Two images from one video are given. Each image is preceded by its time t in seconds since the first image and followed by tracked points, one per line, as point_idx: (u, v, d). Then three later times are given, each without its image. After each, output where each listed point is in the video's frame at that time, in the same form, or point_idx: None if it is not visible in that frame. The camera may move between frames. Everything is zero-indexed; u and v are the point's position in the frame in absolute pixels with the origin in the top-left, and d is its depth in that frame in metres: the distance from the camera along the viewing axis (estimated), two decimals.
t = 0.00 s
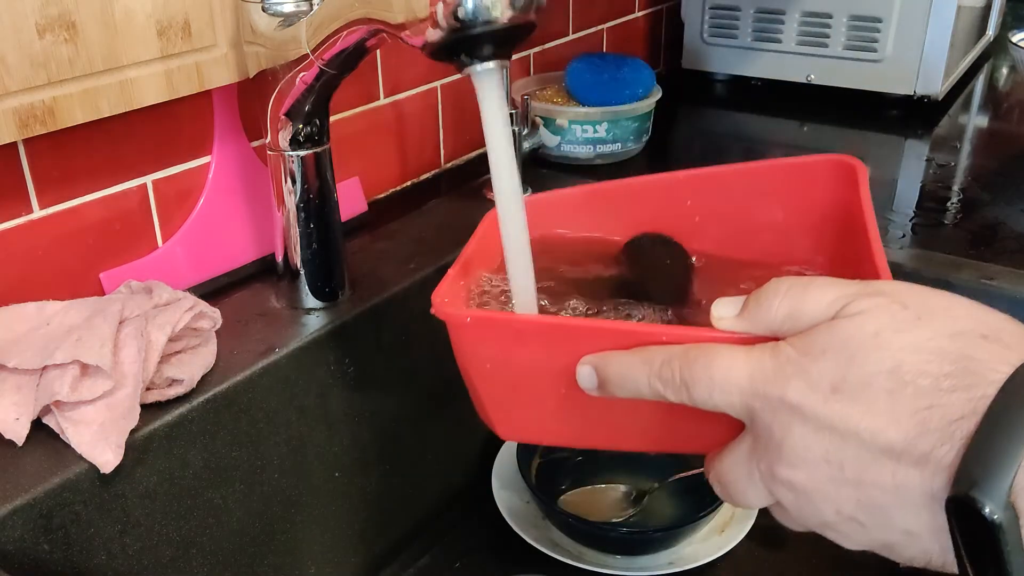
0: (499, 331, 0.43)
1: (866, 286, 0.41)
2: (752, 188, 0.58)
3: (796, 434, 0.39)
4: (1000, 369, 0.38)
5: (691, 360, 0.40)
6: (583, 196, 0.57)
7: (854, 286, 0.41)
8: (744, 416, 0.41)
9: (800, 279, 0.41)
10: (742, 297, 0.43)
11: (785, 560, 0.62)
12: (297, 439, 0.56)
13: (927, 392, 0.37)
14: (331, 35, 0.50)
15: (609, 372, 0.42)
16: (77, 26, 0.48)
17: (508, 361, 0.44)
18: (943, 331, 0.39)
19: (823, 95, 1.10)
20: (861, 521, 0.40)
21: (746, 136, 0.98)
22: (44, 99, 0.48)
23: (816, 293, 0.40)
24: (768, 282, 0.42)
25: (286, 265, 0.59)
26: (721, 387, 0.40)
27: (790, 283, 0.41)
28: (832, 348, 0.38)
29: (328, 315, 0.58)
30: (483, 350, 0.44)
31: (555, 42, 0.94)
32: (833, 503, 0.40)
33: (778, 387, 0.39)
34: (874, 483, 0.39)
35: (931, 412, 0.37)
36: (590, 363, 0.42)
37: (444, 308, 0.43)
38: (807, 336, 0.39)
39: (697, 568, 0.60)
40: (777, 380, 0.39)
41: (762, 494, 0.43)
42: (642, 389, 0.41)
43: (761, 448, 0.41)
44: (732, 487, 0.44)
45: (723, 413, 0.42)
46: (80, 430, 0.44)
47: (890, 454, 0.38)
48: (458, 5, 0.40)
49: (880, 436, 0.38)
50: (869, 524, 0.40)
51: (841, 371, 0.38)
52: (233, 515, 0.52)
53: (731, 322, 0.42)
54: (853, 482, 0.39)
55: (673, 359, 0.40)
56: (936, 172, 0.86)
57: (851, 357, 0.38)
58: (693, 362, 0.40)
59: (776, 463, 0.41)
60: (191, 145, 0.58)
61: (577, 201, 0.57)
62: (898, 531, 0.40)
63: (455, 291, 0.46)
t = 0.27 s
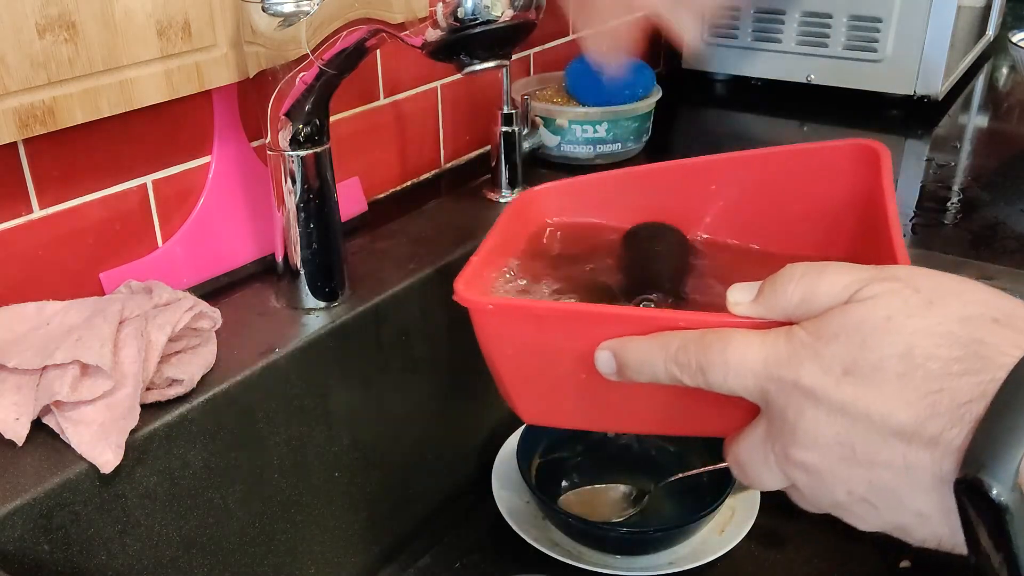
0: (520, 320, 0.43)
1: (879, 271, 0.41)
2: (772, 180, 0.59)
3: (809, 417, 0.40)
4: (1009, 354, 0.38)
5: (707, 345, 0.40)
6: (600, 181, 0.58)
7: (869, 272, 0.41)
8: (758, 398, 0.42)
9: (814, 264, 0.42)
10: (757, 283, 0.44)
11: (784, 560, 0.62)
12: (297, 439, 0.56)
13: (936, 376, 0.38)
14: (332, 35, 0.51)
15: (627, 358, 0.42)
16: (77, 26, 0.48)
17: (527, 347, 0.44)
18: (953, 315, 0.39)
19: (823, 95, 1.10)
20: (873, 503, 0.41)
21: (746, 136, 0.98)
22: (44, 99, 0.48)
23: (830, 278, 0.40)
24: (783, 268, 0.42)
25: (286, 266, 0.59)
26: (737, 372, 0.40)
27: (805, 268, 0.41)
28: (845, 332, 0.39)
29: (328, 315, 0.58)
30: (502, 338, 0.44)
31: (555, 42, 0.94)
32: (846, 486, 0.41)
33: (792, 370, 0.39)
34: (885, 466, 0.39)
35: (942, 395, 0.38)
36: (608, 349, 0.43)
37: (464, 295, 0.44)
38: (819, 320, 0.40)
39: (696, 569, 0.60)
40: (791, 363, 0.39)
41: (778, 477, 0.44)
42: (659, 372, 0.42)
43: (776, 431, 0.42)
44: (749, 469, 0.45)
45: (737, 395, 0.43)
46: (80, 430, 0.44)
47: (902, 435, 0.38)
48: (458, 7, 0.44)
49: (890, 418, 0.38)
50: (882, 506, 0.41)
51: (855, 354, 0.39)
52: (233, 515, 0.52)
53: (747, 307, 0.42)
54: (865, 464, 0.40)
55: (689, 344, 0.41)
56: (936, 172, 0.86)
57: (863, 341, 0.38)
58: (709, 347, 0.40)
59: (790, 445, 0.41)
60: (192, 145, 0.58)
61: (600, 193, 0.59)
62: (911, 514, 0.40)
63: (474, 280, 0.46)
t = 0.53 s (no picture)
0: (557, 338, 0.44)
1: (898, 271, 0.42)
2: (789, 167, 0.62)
3: (841, 414, 0.42)
4: None
5: (737, 351, 0.41)
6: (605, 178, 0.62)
7: (881, 271, 0.42)
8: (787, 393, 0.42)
9: (834, 265, 0.43)
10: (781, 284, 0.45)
11: (784, 560, 0.62)
12: (297, 439, 0.56)
13: (959, 372, 0.39)
14: (332, 35, 0.51)
15: (662, 366, 0.43)
16: (77, 26, 0.48)
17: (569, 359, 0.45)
18: (971, 310, 0.40)
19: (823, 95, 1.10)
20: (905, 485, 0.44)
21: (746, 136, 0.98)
22: (45, 99, 0.48)
23: (850, 278, 0.42)
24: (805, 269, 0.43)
25: (286, 265, 0.59)
26: (768, 374, 0.41)
27: (825, 272, 0.42)
28: (868, 332, 0.40)
29: (328, 315, 0.58)
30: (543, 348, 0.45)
31: (555, 42, 0.94)
32: (879, 471, 0.43)
33: (822, 371, 0.41)
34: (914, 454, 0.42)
35: (966, 391, 0.39)
36: (645, 359, 0.43)
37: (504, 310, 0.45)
38: (842, 321, 0.41)
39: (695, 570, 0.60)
40: (820, 365, 0.41)
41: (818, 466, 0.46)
42: (695, 379, 0.42)
43: (811, 426, 0.44)
44: (790, 458, 0.46)
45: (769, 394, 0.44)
46: (80, 430, 0.44)
47: (930, 428, 0.40)
48: (458, 7, 0.44)
49: (919, 415, 0.40)
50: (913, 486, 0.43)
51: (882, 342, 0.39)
52: (232, 515, 0.52)
53: (773, 312, 0.43)
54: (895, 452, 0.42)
55: (720, 351, 0.42)
56: (936, 172, 0.86)
57: (887, 340, 0.40)
58: (739, 353, 0.41)
59: (825, 440, 0.43)
60: (192, 145, 0.58)
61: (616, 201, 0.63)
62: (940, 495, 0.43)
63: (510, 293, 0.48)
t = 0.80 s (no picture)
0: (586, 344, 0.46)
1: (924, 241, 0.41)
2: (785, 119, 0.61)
3: (883, 386, 0.43)
4: None
5: (776, 334, 0.41)
6: (608, 137, 0.62)
7: (911, 244, 0.41)
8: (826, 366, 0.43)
9: (862, 237, 0.42)
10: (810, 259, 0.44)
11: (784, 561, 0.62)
12: (297, 439, 0.56)
13: (992, 342, 0.41)
14: (331, 34, 0.51)
15: (705, 351, 0.43)
16: (77, 26, 0.48)
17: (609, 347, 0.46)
18: (996, 283, 0.40)
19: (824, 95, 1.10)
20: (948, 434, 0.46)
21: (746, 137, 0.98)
22: (44, 99, 0.48)
23: (879, 252, 0.41)
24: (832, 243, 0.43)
25: (286, 265, 0.59)
26: (808, 351, 0.42)
27: (853, 247, 0.41)
28: (900, 311, 0.40)
29: (328, 315, 0.58)
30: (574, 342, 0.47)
31: (556, 42, 0.94)
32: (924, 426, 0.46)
33: (860, 348, 0.42)
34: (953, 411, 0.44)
35: (1002, 358, 0.41)
36: (688, 345, 0.44)
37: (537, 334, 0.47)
38: (872, 297, 0.40)
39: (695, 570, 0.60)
40: (857, 342, 0.41)
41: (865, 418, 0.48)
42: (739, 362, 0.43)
43: (857, 394, 0.45)
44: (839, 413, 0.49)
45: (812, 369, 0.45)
46: (80, 430, 0.44)
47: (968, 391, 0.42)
48: (458, 7, 0.44)
49: (955, 382, 0.42)
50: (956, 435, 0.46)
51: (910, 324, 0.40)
52: (232, 515, 0.52)
53: (807, 290, 0.43)
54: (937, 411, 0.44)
55: (760, 333, 0.42)
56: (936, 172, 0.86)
57: (917, 316, 0.40)
58: (779, 336, 0.41)
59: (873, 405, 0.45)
60: (192, 145, 0.58)
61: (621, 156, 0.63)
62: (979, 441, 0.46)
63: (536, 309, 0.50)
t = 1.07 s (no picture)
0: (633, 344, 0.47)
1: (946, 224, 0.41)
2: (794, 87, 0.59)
3: (918, 363, 0.44)
4: None
5: (812, 327, 0.41)
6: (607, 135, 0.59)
7: (935, 227, 0.41)
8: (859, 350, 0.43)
9: (885, 223, 0.42)
10: (838, 246, 0.44)
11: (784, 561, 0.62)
12: (297, 439, 0.56)
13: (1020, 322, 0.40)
14: (332, 35, 0.51)
15: (745, 349, 0.43)
16: (77, 26, 0.48)
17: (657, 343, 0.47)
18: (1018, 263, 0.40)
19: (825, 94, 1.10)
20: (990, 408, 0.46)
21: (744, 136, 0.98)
22: (44, 99, 0.48)
23: (903, 238, 0.41)
24: (857, 230, 0.43)
25: (285, 266, 0.59)
26: (844, 339, 0.42)
27: (877, 235, 0.41)
28: (926, 293, 0.40)
29: (328, 315, 0.58)
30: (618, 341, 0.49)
31: (555, 42, 0.94)
32: (965, 400, 0.46)
33: (892, 331, 0.42)
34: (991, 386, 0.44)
35: None
36: (727, 343, 0.44)
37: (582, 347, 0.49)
38: (900, 282, 0.41)
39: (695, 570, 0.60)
40: (888, 325, 0.42)
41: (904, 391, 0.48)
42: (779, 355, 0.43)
43: (894, 370, 0.46)
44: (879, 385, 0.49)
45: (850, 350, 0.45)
46: (80, 430, 0.44)
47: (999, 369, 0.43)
48: (458, 7, 0.45)
49: (986, 360, 0.42)
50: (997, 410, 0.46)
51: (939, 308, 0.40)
52: (232, 515, 0.52)
53: (837, 280, 0.43)
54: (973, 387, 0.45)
55: (794, 328, 0.42)
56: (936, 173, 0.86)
57: (942, 299, 0.40)
58: (814, 329, 0.41)
59: (910, 380, 0.46)
60: (192, 145, 0.58)
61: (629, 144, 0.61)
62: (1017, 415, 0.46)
63: (576, 321, 0.51)
